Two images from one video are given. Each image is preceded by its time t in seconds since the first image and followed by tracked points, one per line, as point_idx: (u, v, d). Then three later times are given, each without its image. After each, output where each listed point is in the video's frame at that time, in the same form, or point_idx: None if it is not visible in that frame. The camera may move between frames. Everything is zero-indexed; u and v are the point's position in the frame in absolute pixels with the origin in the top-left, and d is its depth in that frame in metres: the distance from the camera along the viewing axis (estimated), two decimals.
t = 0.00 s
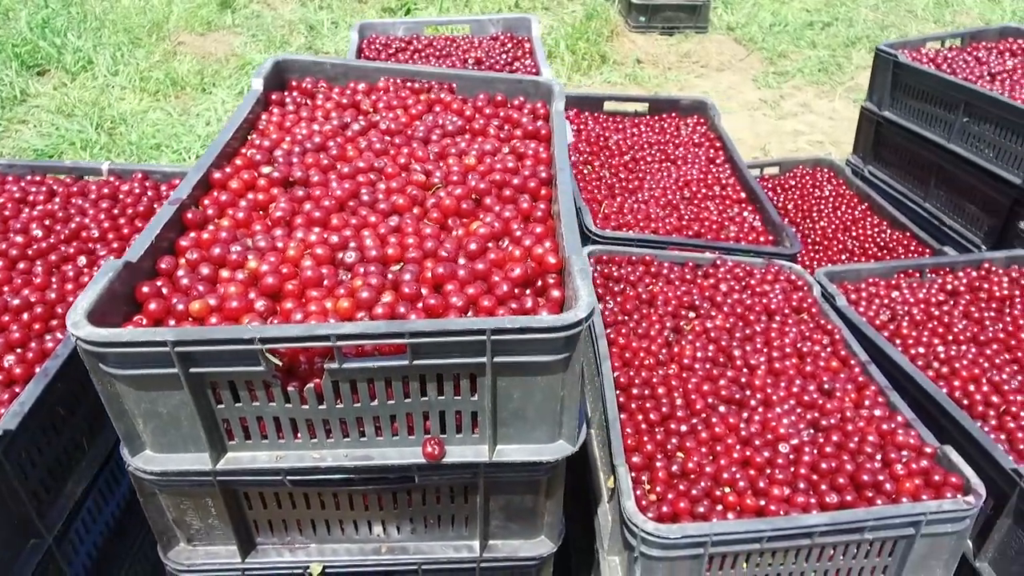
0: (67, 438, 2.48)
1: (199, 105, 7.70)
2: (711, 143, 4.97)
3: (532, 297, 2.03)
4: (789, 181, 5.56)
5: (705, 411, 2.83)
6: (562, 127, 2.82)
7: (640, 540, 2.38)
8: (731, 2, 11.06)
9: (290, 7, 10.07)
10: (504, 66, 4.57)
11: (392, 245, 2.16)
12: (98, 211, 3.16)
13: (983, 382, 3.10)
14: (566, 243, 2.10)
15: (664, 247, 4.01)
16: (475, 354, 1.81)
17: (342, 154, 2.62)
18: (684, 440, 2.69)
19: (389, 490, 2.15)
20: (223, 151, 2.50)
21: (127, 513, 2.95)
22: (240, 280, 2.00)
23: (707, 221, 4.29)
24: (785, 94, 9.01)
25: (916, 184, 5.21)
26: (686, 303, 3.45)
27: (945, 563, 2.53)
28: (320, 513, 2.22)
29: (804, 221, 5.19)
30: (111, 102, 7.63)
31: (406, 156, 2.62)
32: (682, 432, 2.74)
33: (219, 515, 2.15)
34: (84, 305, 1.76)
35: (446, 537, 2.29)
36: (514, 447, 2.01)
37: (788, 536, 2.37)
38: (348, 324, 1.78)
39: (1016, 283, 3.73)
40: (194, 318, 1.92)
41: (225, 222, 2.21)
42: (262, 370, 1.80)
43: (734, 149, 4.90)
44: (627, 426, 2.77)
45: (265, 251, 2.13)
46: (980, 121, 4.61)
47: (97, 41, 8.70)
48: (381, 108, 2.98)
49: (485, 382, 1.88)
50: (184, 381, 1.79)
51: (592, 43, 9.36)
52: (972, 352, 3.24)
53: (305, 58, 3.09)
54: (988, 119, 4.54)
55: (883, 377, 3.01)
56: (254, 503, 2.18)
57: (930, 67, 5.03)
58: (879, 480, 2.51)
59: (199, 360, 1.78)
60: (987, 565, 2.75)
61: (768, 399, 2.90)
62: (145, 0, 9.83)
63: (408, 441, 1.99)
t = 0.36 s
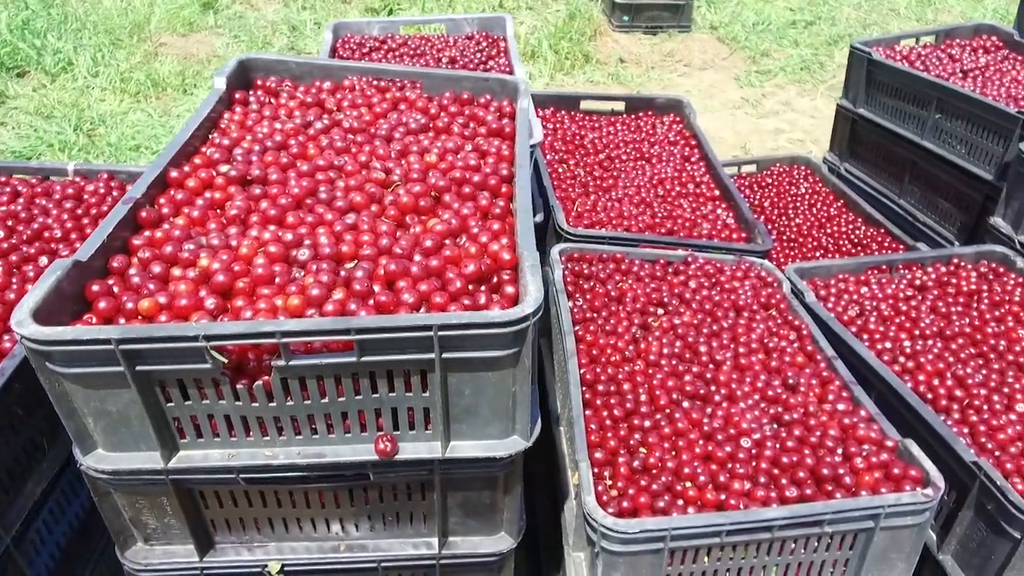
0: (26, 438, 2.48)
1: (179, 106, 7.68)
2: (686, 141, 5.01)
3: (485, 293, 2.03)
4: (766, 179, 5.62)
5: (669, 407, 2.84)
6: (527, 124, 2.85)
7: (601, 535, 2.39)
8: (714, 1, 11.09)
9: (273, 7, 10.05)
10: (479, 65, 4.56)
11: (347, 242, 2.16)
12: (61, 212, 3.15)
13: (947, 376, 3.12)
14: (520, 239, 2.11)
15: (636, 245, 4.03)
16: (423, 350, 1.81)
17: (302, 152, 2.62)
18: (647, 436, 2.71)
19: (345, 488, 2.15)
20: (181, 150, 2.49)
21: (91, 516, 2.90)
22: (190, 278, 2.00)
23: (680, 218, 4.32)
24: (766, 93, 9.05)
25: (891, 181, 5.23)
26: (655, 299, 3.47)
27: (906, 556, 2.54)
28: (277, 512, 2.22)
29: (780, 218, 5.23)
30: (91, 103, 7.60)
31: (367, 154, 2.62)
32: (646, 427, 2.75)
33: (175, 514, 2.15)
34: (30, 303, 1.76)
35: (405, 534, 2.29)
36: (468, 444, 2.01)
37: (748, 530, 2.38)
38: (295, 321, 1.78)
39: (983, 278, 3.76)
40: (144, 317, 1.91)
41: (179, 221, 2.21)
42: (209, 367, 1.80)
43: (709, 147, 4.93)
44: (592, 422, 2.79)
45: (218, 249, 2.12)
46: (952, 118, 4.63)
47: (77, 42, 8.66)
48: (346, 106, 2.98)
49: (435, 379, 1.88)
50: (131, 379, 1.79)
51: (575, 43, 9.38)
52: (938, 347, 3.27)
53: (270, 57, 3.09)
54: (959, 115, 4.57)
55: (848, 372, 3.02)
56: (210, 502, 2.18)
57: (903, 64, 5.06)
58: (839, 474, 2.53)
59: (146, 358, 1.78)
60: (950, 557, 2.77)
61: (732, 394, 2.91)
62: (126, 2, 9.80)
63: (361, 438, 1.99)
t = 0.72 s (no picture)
0: None
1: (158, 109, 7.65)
2: (660, 142, 5.03)
3: (436, 298, 2.02)
4: (741, 180, 5.65)
5: (631, 409, 2.85)
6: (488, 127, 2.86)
7: (559, 538, 2.39)
8: (696, 2, 11.13)
9: (254, 10, 10.03)
10: (451, 67, 4.55)
11: (298, 247, 2.16)
12: (21, 218, 3.13)
13: (910, 376, 3.14)
14: (471, 244, 2.11)
15: (605, 247, 4.04)
16: (367, 357, 1.81)
17: (260, 156, 2.61)
18: (609, 438, 2.71)
19: (297, 494, 2.14)
20: (136, 156, 2.49)
21: (52, 524, 2.85)
22: (138, 285, 2.00)
23: (652, 220, 4.33)
24: (747, 93, 9.09)
25: (863, 181, 5.26)
26: (622, 302, 3.48)
27: (866, 555, 2.56)
28: (230, 519, 2.21)
29: (754, 219, 5.26)
30: (68, 107, 7.56)
31: (325, 159, 2.62)
32: (607, 429, 2.76)
33: (127, 522, 2.13)
34: None
35: (362, 540, 2.28)
36: (418, 449, 2.01)
37: (705, 531, 2.39)
38: (237, 328, 1.78)
39: (950, 277, 3.78)
40: (89, 324, 1.90)
41: (130, 227, 2.20)
42: (152, 375, 1.79)
43: (682, 148, 4.95)
44: (554, 424, 2.79)
45: (168, 255, 2.12)
46: (922, 118, 4.66)
47: (56, 46, 8.62)
48: (308, 110, 2.98)
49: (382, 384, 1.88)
50: (73, 387, 1.78)
51: (557, 44, 9.39)
52: (902, 346, 3.28)
53: (232, 61, 3.07)
54: (929, 115, 4.60)
55: (811, 372, 3.04)
56: (163, 510, 2.17)
57: (875, 65, 5.08)
58: (797, 474, 2.55)
59: (88, 366, 1.78)
60: (911, 556, 2.79)
61: (695, 396, 2.93)
62: (106, 5, 9.77)
63: (310, 445, 1.98)
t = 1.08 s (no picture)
0: None
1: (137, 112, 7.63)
2: (633, 144, 5.05)
3: (378, 304, 2.02)
4: (717, 181, 5.67)
5: (590, 412, 2.85)
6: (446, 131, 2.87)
7: (511, 543, 2.38)
8: (681, 2, 11.15)
9: (237, 13, 10.02)
10: (422, 70, 4.55)
11: (242, 253, 2.16)
12: None
13: (871, 377, 3.15)
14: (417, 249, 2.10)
15: (574, 249, 4.04)
16: (303, 364, 1.81)
17: (212, 162, 2.61)
18: (565, 442, 2.71)
19: (243, 501, 2.14)
20: (86, 163, 2.49)
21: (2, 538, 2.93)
22: (77, 293, 1.99)
23: (622, 222, 4.34)
24: (730, 94, 9.11)
25: (837, 182, 5.28)
26: (586, 304, 3.50)
27: (820, 557, 2.56)
28: (178, 525, 2.21)
29: (729, 220, 5.27)
30: (47, 111, 7.53)
31: (278, 164, 2.61)
32: (564, 433, 2.77)
33: (73, 529, 2.12)
34: None
35: (311, 546, 2.28)
36: (360, 455, 2.01)
37: (657, 534, 2.39)
38: (170, 336, 1.78)
39: (916, 278, 3.80)
40: (26, 333, 1.89)
41: (75, 234, 2.20)
42: (86, 384, 1.79)
43: (655, 150, 4.97)
44: (512, 428, 2.78)
45: (111, 262, 2.12)
46: (893, 119, 4.67)
47: (36, 49, 8.60)
48: (265, 115, 2.98)
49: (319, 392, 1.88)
50: (7, 397, 1.77)
51: (540, 45, 9.40)
52: (864, 348, 3.30)
53: (190, 66, 3.08)
54: (899, 116, 4.61)
55: (771, 374, 3.05)
56: (109, 516, 2.17)
57: (847, 66, 5.09)
58: (750, 476, 2.56)
59: (22, 375, 1.77)
60: (869, 558, 2.80)
61: (654, 398, 2.94)
62: (88, 8, 9.75)
63: (251, 452, 1.98)
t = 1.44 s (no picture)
0: None
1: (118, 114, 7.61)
2: (610, 146, 5.05)
3: (327, 310, 2.01)
4: (696, 182, 5.68)
5: (553, 416, 2.84)
6: (409, 135, 2.86)
7: (469, 549, 2.34)
8: (666, 3, 11.17)
9: (221, 15, 9.99)
10: (397, 73, 4.53)
11: (192, 260, 2.15)
12: None
13: (837, 379, 3.15)
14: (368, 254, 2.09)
15: (546, 252, 4.01)
16: (245, 373, 1.80)
17: (169, 168, 2.60)
18: (527, 447, 2.70)
19: (193, 509, 2.12)
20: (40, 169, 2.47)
21: None
22: (21, 301, 1.97)
23: (596, 224, 4.34)
24: (714, 95, 9.12)
25: (814, 183, 5.29)
26: (555, 307, 3.49)
27: (782, 560, 2.54)
28: (130, 534, 2.19)
29: (706, 221, 5.28)
30: (28, 113, 7.50)
31: (235, 169, 2.60)
32: (527, 438, 2.76)
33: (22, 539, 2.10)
34: None
35: (266, 554, 2.26)
36: (308, 463, 2.00)
37: (615, 539, 2.38)
38: (110, 344, 1.76)
39: (886, 279, 3.80)
40: None
41: (24, 241, 2.19)
42: (25, 394, 1.77)
43: (631, 152, 4.97)
44: (475, 433, 2.77)
45: (58, 269, 2.11)
46: (868, 120, 4.68)
47: (17, 51, 8.57)
48: (227, 120, 2.97)
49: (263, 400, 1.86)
50: None
51: (524, 46, 9.39)
52: (831, 349, 3.30)
53: (152, 70, 3.07)
54: (874, 118, 4.61)
55: (738, 376, 3.05)
56: (59, 526, 2.15)
57: (823, 67, 5.10)
58: (710, 480, 2.56)
59: None
60: (834, 561, 2.79)
61: (618, 402, 2.94)
62: (71, 10, 9.72)
63: (198, 460, 1.97)
